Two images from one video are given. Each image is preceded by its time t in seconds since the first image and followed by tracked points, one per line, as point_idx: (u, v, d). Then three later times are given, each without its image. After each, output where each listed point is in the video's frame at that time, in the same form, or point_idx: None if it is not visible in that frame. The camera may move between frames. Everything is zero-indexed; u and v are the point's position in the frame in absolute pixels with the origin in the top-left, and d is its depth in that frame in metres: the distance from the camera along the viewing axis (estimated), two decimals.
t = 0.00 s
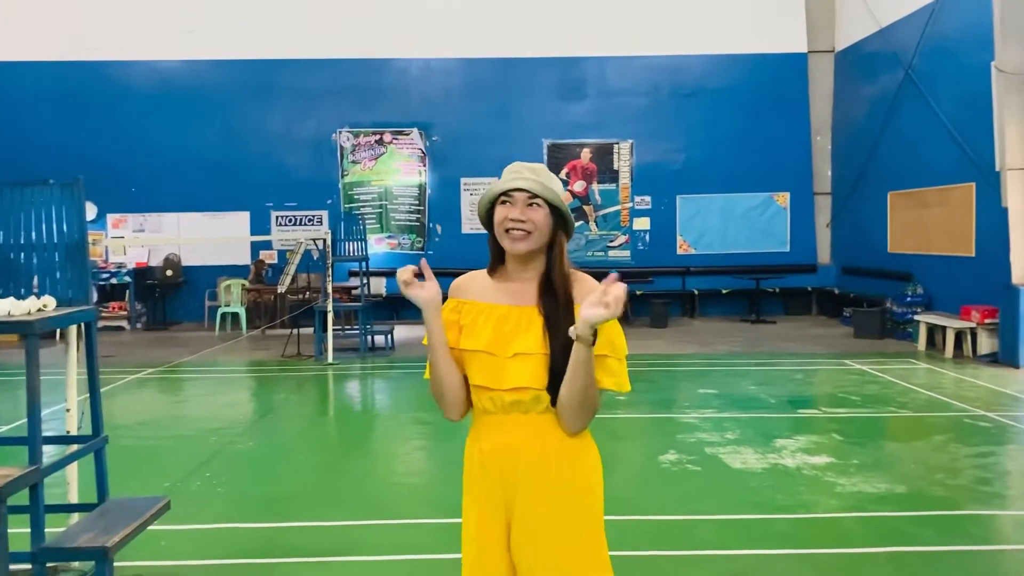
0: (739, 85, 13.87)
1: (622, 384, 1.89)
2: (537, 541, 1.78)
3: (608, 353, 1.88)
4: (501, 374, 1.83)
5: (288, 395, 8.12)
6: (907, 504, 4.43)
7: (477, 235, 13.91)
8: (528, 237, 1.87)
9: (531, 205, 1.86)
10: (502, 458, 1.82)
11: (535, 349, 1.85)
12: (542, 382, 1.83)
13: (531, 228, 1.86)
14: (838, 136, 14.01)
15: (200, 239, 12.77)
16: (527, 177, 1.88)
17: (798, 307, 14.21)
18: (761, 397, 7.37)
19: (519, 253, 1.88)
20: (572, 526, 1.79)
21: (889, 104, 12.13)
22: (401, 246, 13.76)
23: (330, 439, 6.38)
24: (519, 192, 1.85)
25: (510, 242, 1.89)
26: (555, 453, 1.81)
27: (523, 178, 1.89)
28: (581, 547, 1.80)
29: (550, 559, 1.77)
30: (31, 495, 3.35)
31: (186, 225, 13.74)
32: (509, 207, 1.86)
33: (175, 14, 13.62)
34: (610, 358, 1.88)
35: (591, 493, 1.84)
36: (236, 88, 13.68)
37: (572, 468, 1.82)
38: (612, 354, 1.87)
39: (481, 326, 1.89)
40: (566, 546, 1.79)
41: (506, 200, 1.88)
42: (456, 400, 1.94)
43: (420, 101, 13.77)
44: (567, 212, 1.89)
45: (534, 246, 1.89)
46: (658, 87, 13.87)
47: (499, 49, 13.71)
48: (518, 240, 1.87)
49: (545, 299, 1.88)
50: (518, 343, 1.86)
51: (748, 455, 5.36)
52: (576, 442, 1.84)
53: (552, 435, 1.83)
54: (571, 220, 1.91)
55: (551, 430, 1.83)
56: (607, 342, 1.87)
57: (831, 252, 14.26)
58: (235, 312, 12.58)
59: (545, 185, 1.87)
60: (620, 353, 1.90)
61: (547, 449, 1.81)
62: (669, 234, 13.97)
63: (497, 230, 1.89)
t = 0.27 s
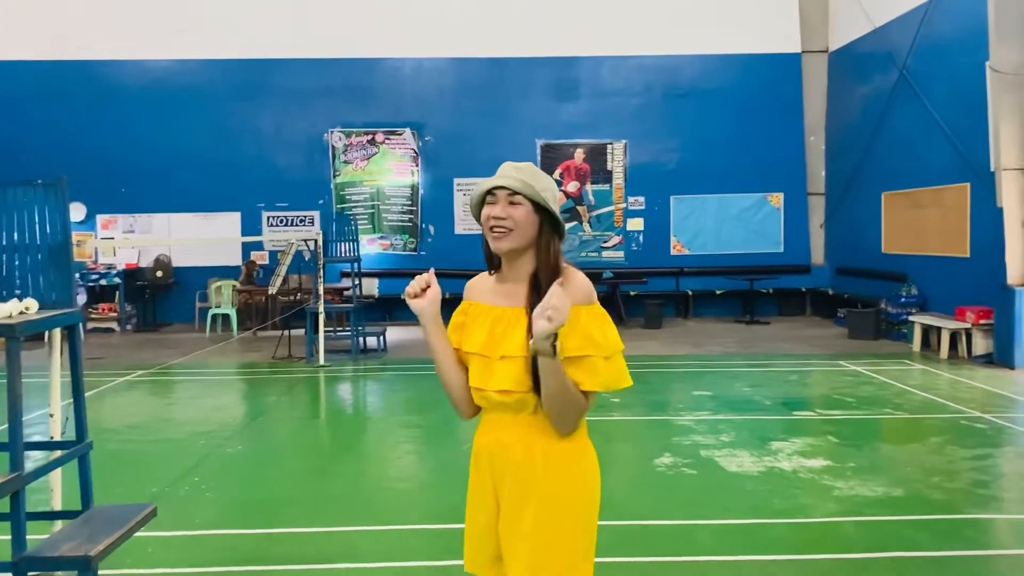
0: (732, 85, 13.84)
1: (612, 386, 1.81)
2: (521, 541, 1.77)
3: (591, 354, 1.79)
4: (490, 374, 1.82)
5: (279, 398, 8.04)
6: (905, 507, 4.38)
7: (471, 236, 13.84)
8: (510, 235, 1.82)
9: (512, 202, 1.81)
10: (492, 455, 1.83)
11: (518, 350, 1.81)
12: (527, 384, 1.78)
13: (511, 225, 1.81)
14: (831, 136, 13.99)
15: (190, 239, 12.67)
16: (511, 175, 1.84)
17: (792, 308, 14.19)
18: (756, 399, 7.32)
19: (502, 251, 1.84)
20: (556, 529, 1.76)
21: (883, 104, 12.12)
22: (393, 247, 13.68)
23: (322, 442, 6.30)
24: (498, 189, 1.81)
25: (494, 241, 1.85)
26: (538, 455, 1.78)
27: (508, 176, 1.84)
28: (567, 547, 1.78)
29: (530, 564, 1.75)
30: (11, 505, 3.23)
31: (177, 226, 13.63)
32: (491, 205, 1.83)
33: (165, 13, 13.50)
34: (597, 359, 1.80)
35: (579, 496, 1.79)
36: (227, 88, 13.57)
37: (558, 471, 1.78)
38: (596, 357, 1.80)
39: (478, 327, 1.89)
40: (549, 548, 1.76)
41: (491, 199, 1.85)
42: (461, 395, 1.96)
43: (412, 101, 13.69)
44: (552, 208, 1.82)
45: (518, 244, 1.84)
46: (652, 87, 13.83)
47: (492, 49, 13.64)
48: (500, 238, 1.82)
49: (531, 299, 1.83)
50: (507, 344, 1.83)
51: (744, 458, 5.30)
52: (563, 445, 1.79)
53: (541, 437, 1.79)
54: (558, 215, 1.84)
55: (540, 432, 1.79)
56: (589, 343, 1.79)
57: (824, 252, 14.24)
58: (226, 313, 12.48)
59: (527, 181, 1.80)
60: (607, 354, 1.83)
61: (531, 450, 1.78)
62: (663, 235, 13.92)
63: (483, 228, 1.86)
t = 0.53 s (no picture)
0: (730, 85, 13.79)
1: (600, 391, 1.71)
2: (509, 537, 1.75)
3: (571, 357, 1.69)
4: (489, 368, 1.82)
5: (276, 400, 7.97)
6: (910, 512, 4.32)
7: (468, 236, 13.78)
8: (505, 231, 1.76)
9: (511, 199, 1.76)
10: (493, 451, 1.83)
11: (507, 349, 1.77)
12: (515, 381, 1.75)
13: (507, 221, 1.75)
14: (830, 136, 13.94)
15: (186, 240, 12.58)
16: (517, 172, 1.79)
17: (791, 309, 14.13)
18: (756, 400, 7.26)
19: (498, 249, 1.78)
20: (544, 533, 1.70)
21: (883, 104, 12.08)
22: (391, 247, 13.60)
23: (319, 445, 6.23)
24: (498, 185, 1.77)
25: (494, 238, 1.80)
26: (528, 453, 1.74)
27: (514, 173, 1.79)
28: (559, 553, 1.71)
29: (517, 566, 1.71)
30: None
31: (173, 226, 13.54)
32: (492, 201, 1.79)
33: (162, 13, 13.42)
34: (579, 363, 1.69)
35: (572, 501, 1.72)
36: (223, 88, 13.50)
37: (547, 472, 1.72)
38: (578, 360, 1.69)
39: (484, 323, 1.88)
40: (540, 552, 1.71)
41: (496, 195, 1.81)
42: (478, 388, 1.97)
43: (410, 101, 13.62)
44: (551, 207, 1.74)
45: (514, 242, 1.77)
46: (650, 87, 13.77)
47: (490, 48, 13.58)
48: (496, 234, 1.77)
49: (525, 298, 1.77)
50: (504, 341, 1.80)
51: (746, 461, 5.24)
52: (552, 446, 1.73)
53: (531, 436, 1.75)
54: (559, 216, 1.75)
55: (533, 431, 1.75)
56: (570, 345, 1.69)
57: (823, 253, 14.19)
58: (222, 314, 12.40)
59: (527, 178, 1.75)
60: (593, 358, 1.70)
61: (523, 447, 1.76)
62: (661, 235, 13.86)
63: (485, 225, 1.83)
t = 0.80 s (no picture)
0: (731, 84, 13.74)
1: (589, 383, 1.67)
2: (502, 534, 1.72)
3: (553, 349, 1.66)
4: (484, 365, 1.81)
5: (277, 401, 7.94)
6: (916, 514, 4.27)
7: (470, 236, 13.75)
8: (499, 226, 1.76)
9: (510, 193, 1.76)
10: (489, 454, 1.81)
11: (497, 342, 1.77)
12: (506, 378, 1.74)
13: (502, 214, 1.75)
14: (833, 136, 13.90)
15: (187, 240, 12.55)
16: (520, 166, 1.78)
17: (794, 309, 14.08)
18: (760, 401, 7.22)
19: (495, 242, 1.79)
20: (535, 533, 1.67)
21: (886, 103, 12.02)
22: (392, 247, 13.57)
23: (319, 446, 6.20)
24: (500, 177, 1.77)
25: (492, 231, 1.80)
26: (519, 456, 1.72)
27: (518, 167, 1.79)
28: (552, 557, 1.67)
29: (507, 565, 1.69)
30: None
31: (173, 226, 13.52)
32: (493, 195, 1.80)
33: (163, 12, 13.40)
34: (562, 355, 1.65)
35: (565, 503, 1.68)
36: (225, 87, 13.47)
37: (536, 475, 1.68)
38: (560, 353, 1.65)
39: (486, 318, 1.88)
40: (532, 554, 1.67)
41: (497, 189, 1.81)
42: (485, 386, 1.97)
43: (411, 101, 13.58)
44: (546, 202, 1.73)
45: (509, 237, 1.77)
46: (652, 86, 13.73)
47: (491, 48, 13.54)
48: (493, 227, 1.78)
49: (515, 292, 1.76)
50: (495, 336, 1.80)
51: (749, 462, 5.20)
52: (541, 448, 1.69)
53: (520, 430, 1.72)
54: (556, 212, 1.74)
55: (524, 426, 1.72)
56: (552, 338, 1.66)
57: (826, 253, 14.15)
58: (223, 314, 12.37)
59: (525, 172, 1.74)
60: (578, 349, 1.66)
61: (513, 449, 1.73)
62: (663, 235, 13.82)
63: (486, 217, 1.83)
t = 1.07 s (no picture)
0: (740, 83, 13.67)
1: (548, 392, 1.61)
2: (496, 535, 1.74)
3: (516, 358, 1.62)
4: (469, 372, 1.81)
5: (282, 400, 7.92)
6: (927, 517, 4.21)
7: (476, 236, 13.71)
8: (490, 227, 1.73)
9: (505, 194, 1.73)
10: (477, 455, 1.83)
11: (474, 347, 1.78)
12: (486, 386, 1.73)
13: (495, 215, 1.71)
14: (842, 135, 13.82)
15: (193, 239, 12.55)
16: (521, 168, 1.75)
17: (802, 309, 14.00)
18: (767, 402, 7.16)
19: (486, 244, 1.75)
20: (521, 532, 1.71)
21: (895, 102, 11.93)
22: (398, 246, 13.53)
23: (324, 446, 6.16)
24: (499, 177, 1.74)
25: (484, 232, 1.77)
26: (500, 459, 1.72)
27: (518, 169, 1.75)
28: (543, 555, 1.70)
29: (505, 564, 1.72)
30: None
31: (180, 225, 13.52)
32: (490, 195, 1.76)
33: (170, 11, 13.42)
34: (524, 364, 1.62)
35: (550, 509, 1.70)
36: (232, 86, 13.46)
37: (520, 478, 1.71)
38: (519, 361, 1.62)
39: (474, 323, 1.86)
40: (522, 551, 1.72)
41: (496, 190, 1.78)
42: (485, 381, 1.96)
43: (418, 99, 13.55)
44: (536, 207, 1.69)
45: (497, 240, 1.73)
46: (659, 85, 13.66)
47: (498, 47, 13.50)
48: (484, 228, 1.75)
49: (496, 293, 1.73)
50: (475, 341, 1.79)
51: (757, 464, 5.14)
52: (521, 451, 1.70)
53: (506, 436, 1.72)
54: (548, 219, 1.69)
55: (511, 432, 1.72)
56: (512, 345, 1.63)
57: (834, 253, 14.06)
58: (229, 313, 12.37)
59: (521, 175, 1.70)
60: (536, 355, 1.62)
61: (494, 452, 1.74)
62: (670, 235, 13.75)
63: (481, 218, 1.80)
